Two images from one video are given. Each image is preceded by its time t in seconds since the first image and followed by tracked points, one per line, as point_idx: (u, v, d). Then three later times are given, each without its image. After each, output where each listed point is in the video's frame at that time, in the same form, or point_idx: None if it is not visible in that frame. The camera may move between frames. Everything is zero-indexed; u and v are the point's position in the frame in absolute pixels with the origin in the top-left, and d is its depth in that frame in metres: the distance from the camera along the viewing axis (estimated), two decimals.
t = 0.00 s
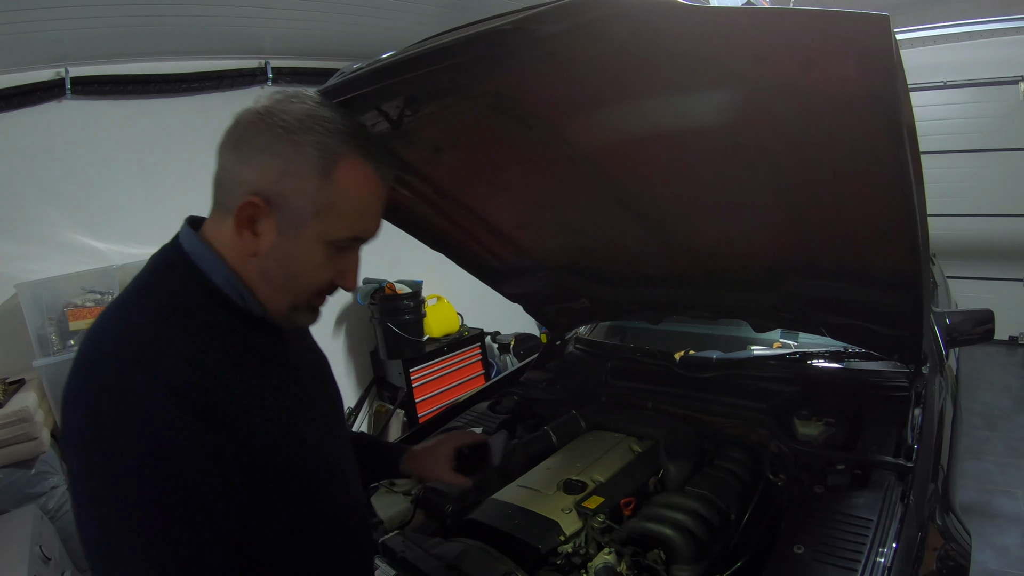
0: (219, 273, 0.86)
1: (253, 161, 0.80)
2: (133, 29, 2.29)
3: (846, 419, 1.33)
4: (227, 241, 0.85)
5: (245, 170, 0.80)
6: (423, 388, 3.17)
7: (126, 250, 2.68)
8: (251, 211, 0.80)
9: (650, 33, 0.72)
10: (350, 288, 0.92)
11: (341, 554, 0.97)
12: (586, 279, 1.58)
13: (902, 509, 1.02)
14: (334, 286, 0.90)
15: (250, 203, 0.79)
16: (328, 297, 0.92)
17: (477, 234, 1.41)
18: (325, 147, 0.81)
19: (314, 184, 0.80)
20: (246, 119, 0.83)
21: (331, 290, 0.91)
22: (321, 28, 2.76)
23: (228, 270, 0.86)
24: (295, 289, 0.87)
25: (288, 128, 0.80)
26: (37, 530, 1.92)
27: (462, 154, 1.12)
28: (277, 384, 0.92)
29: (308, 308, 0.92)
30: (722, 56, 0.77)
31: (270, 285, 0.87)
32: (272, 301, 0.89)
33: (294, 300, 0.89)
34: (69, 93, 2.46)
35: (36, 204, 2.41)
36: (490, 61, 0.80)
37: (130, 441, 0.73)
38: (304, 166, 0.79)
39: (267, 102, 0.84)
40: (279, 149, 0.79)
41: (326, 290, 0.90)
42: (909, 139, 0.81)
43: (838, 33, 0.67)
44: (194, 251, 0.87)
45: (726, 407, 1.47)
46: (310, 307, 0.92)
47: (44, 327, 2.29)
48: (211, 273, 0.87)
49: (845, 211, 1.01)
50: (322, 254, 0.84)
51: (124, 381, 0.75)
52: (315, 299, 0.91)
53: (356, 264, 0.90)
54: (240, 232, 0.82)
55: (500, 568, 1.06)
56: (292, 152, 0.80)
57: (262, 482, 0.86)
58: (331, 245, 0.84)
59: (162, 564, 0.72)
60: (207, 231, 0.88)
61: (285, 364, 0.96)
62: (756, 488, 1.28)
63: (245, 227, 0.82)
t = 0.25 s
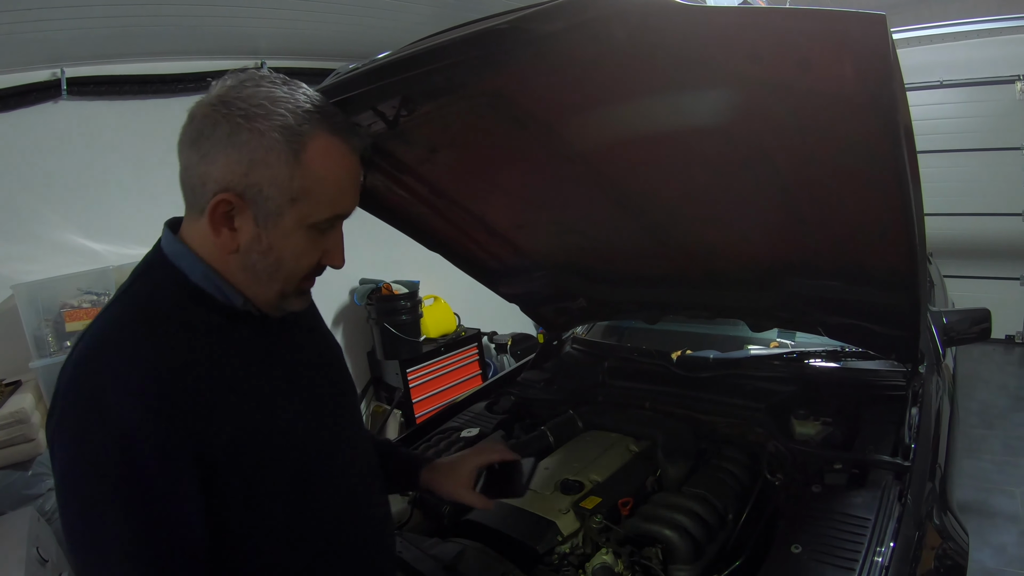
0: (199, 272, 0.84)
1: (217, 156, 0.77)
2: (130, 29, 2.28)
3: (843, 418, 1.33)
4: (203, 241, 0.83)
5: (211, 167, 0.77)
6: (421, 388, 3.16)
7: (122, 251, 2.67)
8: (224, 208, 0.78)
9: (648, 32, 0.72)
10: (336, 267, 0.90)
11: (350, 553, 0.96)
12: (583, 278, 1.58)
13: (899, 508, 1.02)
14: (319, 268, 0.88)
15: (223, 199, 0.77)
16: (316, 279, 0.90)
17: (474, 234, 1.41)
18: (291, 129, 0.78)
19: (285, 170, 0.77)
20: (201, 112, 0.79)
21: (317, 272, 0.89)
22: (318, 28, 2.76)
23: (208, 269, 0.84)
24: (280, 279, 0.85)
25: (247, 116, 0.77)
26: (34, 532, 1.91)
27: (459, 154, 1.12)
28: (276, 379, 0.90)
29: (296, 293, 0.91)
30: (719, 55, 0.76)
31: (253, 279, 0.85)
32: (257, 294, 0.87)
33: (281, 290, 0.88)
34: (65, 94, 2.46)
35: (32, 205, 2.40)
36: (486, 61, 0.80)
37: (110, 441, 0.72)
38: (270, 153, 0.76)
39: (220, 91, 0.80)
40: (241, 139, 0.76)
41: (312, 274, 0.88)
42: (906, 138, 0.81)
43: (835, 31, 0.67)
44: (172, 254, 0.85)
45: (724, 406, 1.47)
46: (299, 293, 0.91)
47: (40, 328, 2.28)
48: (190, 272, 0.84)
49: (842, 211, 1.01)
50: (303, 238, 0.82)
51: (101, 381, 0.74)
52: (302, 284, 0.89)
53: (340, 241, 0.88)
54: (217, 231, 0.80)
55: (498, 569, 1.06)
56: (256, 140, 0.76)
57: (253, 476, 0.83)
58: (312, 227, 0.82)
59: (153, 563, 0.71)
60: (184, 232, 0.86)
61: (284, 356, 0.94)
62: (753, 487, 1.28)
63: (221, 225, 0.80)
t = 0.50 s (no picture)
0: (191, 283, 0.80)
1: (201, 152, 0.72)
2: (128, 31, 2.28)
3: (843, 418, 1.33)
4: (187, 244, 0.77)
5: (195, 164, 0.72)
6: (420, 389, 3.16)
7: (121, 253, 2.67)
8: (215, 207, 0.73)
9: (646, 33, 0.72)
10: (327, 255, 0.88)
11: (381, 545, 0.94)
12: (582, 278, 1.58)
13: (900, 508, 1.02)
14: (312, 258, 0.86)
15: (213, 199, 0.72)
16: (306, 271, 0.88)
17: (472, 235, 1.41)
18: (278, 119, 0.75)
19: (277, 157, 0.74)
20: (171, 108, 0.74)
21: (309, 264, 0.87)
22: (316, 30, 2.76)
23: (199, 278, 0.80)
24: (274, 275, 0.82)
25: (228, 106, 0.73)
26: (33, 535, 1.91)
27: (457, 155, 1.12)
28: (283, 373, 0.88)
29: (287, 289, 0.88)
30: (719, 56, 0.76)
31: (246, 278, 0.81)
32: (250, 295, 0.84)
33: (273, 287, 0.84)
34: (63, 96, 2.46)
35: (30, 208, 2.40)
36: (484, 62, 0.80)
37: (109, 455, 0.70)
38: (260, 141, 0.73)
39: (189, 84, 0.75)
40: (226, 130, 0.72)
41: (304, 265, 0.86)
42: (905, 138, 0.81)
43: (834, 31, 0.67)
44: (154, 269, 0.80)
45: (723, 406, 1.47)
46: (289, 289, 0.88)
47: (39, 330, 2.27)
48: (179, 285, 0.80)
49: (841, 211, 1.01)
50: (298, 229, 0.80)
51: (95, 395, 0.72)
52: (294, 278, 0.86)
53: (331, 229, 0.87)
54: (207, 235, 0.75)
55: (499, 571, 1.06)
56: (242, 130, 0.72)
57: (268, 467, 0.81)
58: (306, 215, 0.80)
59: None
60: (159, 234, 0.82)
61: (285, 348, 0.92)
62: (753, 488, 1.28)
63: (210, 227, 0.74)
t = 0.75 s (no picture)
0: (197, 281, 0.80)
1: (170, 132, 0.73)
2: (127, 31, 2.28)
3: (842, 418, 1.33)
4: (173, 232, 0.80)
5: (166, 144, 0.74)
6: (420, 389, 3.17)
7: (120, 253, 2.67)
8: (186, 183, 0.74)
9: (645, 34, 0.72)
10: (316, 233, 0.86)
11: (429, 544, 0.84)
12: (581, 278, 1.58)
13: (900, 508, 1.02)
14: (299, 236, 0.84)
15: (181, 174, 0.73)
16: (297, 253, 0.86)
17: (473, 235, 1.41)
18: (246, 89, 0.74)
19: (243, 128, 0.73)
20: (148, 92, 0.76)
21: (298, 244, 0.85)
22: (316, 30, 2.76)
23: (206, 276, 0.81)
24: (259, 256, 0.81)
25: (195, 83, 0.74)
26: (34, 536, 1.92)
27: (457, 155, 1.12)
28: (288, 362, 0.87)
29: (280, 272, 0.87)
30: (720, 57, 0.76)
31: (231, 261, 0.81)
32: (242, 281, 0.84)
33: (263, 271, 0.84)
34: (63, 96, 2.46)
35: (31, 208, 2.41)
36: (483, 63, 0.80)
37: (134, 471, 0.70)
38: (222, 111, 0.72)
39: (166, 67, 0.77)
40: (190, 104, 0.73)
41: (292, 245, 0.84)
42: (905, 139, 0.81)
43: (835, 33, 0.67)
44: (163, 273, 0.80)
45: (724, 405, 1.47)
46: (282, 273, 0.87)
47: (39, 331, 2.28)
48: (188, 284, 0.80)
49: (841, 212, 1.01)
50: (277, 202, 0.78)
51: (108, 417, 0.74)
52: (283, 261, 0.85)
53: (319, 207, 0.85)
54: (185, 215, 0.76)
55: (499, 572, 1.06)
56: (205, 102, 0.72)
57: (284, 462, 0.71)
58: (284, 188, 0.78)
59: None
60: (150, 234, 0.83)
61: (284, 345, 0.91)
62: (754, 488, 1.28)
63: (188, 206, 0.76)
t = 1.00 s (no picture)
0: (210, 292, 0.77)
1: (223, 139, 0.71)
2: (126, 30, 2.27)
3: (841, 418, 1.33)
4: (193, 239, 0.76)
5: (215, 149, 0.71)
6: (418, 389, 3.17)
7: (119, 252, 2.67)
8: (236, 197, 0.72)
9: (645, 33, 0.72)
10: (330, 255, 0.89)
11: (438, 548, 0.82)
12: (580, 278, 1.57)
13: (899, 507, 1.02)
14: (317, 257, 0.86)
15: (235, 187, 0.71)
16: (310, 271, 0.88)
17: (472, 235, 1.40)
18: (306, 110, 0.75)
19: (304, 150, 0.75)
20: (191, 88, 0.72)
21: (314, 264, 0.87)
22: (315, 29, 2.75)
23: (214, 284, 0.77)
24: (281, 273, 0.82)
25: (260, 92, 0.72)
26: (32, 536, 1.91)
27: (456, 154, 1.12)
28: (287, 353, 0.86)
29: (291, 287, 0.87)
30: (719, 55, 0.76)
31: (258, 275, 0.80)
32: (256, 293, 0.82)
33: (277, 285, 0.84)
34: (62, 95, 2.46)
35: (30, 207, 2.41)
36: (481, 61, 0.80)
37: (142, 469, 0.70)
38: (294, 132, 0.73)
39: (211, 66, 0.73)
40: (255, 116, 0.71)
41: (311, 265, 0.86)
42: (905, 139, 0.81)
43: (835, 31, 0.67)
44: (161, 275, 0.77)
45: (723, 404, 1.47)
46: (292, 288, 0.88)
47: (38, 330, 2.28)
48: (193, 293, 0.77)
49: (841, 211, 1.01)
50: (314, 225, 0.81)
51: (106, 415, 0.73)
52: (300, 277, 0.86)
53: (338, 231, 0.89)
54: (221, 227, 0.74)
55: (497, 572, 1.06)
56: (273, 116, 0.72)
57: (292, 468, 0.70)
58: (324, 213, 0.81)
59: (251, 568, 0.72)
60: (153, 238, 0.79)
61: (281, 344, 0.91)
62: (753, 487, 1.28)
63: (225, 218, 0.74)
